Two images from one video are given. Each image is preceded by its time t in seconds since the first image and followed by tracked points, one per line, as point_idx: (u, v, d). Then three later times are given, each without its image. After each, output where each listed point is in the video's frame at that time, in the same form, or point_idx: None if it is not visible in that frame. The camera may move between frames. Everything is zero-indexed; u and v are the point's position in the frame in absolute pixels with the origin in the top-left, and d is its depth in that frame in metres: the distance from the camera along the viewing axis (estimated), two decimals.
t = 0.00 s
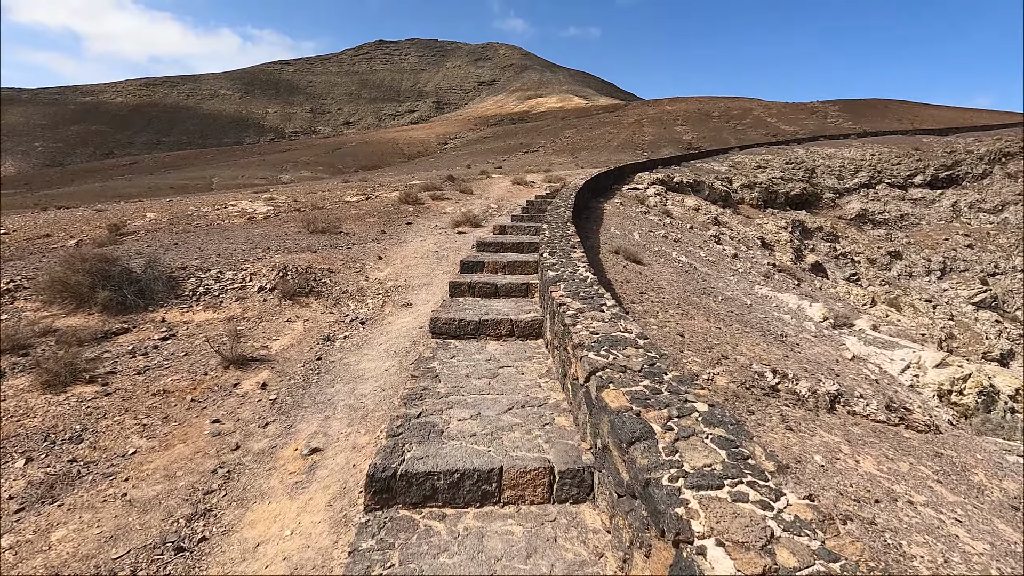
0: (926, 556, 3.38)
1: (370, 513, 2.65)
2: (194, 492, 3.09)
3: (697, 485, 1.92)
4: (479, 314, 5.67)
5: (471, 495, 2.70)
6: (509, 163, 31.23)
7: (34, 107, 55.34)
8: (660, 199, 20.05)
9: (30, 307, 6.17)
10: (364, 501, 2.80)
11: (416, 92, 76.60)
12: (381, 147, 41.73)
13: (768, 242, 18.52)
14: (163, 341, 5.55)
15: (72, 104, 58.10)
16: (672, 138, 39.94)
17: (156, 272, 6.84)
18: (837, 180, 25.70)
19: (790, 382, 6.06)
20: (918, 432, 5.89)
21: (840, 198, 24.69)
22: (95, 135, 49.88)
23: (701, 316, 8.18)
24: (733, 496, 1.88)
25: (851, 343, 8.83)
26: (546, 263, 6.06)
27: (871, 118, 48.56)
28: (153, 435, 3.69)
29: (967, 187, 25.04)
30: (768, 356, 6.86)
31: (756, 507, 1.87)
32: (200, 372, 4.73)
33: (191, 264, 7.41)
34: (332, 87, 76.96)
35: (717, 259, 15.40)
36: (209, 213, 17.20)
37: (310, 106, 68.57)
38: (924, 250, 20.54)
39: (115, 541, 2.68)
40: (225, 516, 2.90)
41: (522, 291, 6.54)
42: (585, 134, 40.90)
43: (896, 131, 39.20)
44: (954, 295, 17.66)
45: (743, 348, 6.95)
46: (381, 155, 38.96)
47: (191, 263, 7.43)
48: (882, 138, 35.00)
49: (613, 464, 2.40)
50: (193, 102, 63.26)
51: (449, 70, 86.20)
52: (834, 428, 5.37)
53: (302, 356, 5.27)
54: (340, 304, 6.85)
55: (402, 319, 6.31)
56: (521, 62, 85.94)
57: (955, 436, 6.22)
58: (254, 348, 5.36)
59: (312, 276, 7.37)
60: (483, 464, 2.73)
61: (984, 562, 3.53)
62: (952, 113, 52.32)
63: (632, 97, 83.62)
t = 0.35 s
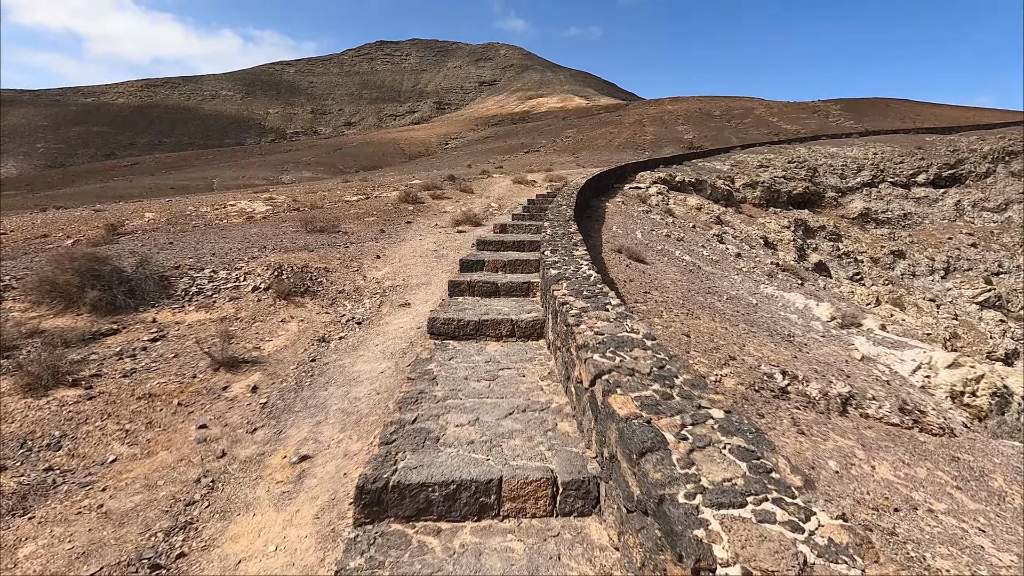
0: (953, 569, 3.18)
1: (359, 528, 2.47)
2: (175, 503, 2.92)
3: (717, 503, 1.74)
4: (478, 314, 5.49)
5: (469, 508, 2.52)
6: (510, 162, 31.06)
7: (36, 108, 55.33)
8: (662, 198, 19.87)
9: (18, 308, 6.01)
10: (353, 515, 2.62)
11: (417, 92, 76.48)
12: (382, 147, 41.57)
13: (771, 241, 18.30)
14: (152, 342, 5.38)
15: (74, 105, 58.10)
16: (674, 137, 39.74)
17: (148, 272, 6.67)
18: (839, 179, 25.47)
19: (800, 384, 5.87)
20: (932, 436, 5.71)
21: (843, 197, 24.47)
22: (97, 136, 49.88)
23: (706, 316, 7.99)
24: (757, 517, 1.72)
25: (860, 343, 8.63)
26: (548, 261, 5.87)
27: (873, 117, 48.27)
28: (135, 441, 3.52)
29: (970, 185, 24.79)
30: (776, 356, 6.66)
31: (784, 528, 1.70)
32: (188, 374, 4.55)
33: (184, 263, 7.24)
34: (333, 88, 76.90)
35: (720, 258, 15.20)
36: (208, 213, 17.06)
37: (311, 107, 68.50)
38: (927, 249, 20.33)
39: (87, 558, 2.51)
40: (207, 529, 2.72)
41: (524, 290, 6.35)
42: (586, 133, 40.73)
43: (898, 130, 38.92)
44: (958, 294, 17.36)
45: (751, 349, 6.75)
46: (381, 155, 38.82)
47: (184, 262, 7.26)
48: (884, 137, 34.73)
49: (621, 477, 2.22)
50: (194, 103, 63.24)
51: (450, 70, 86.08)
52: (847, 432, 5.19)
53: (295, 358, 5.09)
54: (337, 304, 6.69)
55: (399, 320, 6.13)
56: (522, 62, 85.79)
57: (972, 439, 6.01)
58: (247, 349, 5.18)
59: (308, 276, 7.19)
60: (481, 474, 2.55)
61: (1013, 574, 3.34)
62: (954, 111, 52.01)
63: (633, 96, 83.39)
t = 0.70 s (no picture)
0: None
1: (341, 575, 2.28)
2: (147, 541, 2.72)
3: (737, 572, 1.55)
4: (475, 325, 5.29)
5: (461, 552, 2.34)
6: (511, 163, 30.84)
7: (37, 109, 55.25)
8: (663, 199, 19.65)
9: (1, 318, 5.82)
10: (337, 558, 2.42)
11: (417, 92, 76.30)
12: (382, 148, 41.39)
13: (774, 242, 18.08)
14: (137, 355, 5.19)
15: (74, 105, 57.95)
16: (675, 137, 39.49)
17: (136, 280, 6.47)
18: (842, 180, 25.23)
19: (810, 398, 5.65)
20: (949, 452, 5.52)
21: (845, 197, 24.23)
22: (97, 137, 49.75)
23: (711, 323, 7.78)
24: None
25: (869, 351, 8.42)
26: (548, 270, 5.66)
27: (875, 117, 47.99)
28: (109, 468, 3.32)
29: (974, 185, 24.56)
30: (784, 367, 6.44)
31: None
32: (172, 391, 4.36)
33: (175, 270, 7.05)
34: (333, 88, 76.71)
35: (723, 261, 14.99)
36: (206, 215, 16.87)
37: (312, 107, 68.39)
38: (930, 250, 20.13)
39: None
40: (179, 572, 2.52)
41: (523, 299, 6.15)
42: (587, 134, 40.49)
43: (901, 130, 38.64)
44: (962, 295, 17.14)
45: (758, 359, 6.54)
46: (381, 156, 38.63)
47: (175, 269, 7.06)
48: (887, 137, 34.46)
49: (628, 524, 2.02)
50: (195, 104, 63.07)
51: (451, 70, 85.81)
52: (860, 449, 5.00)
53: (285, 372, 4.89)
54: (331, 313, 6.49)
55: (395, 330, 5.93)
56: (523, 62, 85.56)
57: (988, 454, 5.82)
58: (235, 363, 4.99)
59: (301, 283, 6.99)
60: (474, 516, 2.35)
61: None
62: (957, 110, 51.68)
63: (634, 96, 83.07)
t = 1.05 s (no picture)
0: None
1: None
2: None
3: None
4: (474, 344, 5.11)
5: None
6: (512, 165, 30.68)
7: (39, 112, 55.26)
8: (666, 203, 19.46)
9: None
10: None
11: (418, 94, 76.22)
12: (383, 150, 41.27)
13: (777, 245, 17.88)
14: (125, 374, 5.03)
15: (76, 108, 57.95)
16: (676, 138, 39.29)
17: (126, 294, 6.31)
18: (845, 181, 24.99)
19: (821, 418, 5.46)
20: (965, 474, 5.33)
21: (848, 199, 23.94)
22: (99, 139, 49.76)
23: (717, 336, 7.58)
24: None
25: (878, 363, 8.20)
26: (549, 285, 5.48)
27: (877, 118, 47.75)
28: (86, 505, 3.15)
29: (977, 187, 24.33)
30: (792, 383, 6.24)
31: None
32: (157, 416, 4.18)
33: (167, 283, 6.88)
34: (335, 89, 76.69)
35: (727, 266, 14.80)
36: (205, 220, 16.72)
37: (313, 109, 68.35)
38: (934, 252, 19.92)
39: None
40: None
41: (523, 314, 5.97)
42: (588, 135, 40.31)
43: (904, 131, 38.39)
44: (966, 297, 16.93)
45: (766, 375, 6.34)
46: (383, 159, 38.50)
47: (167, 282, 6.90)
48: (890, 138, 34.25)
49: None
50: (196, 106, 63.06)
51: (452, 72, 85.72)
52: (873, 473, 4.82)
53: (277, 394, 4.72)
54: (326, 328, 6.33)
55: (392, 347, 5.76)
56: (524, 63, 85.46)
57: (1005, 475, 5.62)
58: (225, 384, 4.83)
59: (296, 296, 6.82)
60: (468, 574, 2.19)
61: None
62: (960, 111, 51.37)
63: (636, 97, 82.83)
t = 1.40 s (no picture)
0: None
1: None
2: None
3: None
4: (475, 356, 4.95)
5: None
6: (513, 168, 30.54)
7: (42, 115, 55.33)
8: (668, 205, 19.29)
9: None
10: None
11: (419, 96, 76.21)
12: (385, 152, 41.18)
13: (780, 248, 17.68)
14: (115, 388, 4.88)
15: (78, 111, 57.99)
16: (678, 140, 39.14)
17: (119, 303, 6.16)
18: (847, 183, 24.79)
19: (835, 431, 5.27)
20: (983, 490, 5.16)
21: (850, 201, 23.71)
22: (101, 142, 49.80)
23: (723, 344, 7.41)
24: None
25: (889, 371, 8.01)
26: (552, 295, 5.32)
27: (879, 120, 47.57)
28: (65, 535, 3.01)
29: (980, 189, 24.15)
30: (802, 394, 6.06)
31: None
32: (145, 434, 4.04)
33: (162, 292, 6.74)
34: (336, 92, 76.71)
35: (731, 270, 14.62)
36: (205, 224, 16.60)
37: (314, 111, 68.36)
38: (937, 254, 19.73)
39: None
40: None
41: (526, 324, 5.80)
42: (590, 138, 40.18)
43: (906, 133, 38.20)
44: (970, 300, 16.76)
45: (775, 385, 6.16)
46: (384, 161, 38.42)
47: (161, 290, 6.75)
48: (892, 140, 34.09)
49: None
50: (198, 108, 63.11)
51: (453, 74, 85.68)
52: (889, 490, 4.65)
53: (271, 409, 4.56)
54: (323, 338, 6.17)
55: (391, 358, 5.60)
56: (525, 65, 85.47)
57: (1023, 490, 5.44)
58: (218, 398, 4.68)
59: (293, 305, 6.66)
60: None
61: None
62: (961, 113, 51.20)
63: (637, 99, 82.68)
